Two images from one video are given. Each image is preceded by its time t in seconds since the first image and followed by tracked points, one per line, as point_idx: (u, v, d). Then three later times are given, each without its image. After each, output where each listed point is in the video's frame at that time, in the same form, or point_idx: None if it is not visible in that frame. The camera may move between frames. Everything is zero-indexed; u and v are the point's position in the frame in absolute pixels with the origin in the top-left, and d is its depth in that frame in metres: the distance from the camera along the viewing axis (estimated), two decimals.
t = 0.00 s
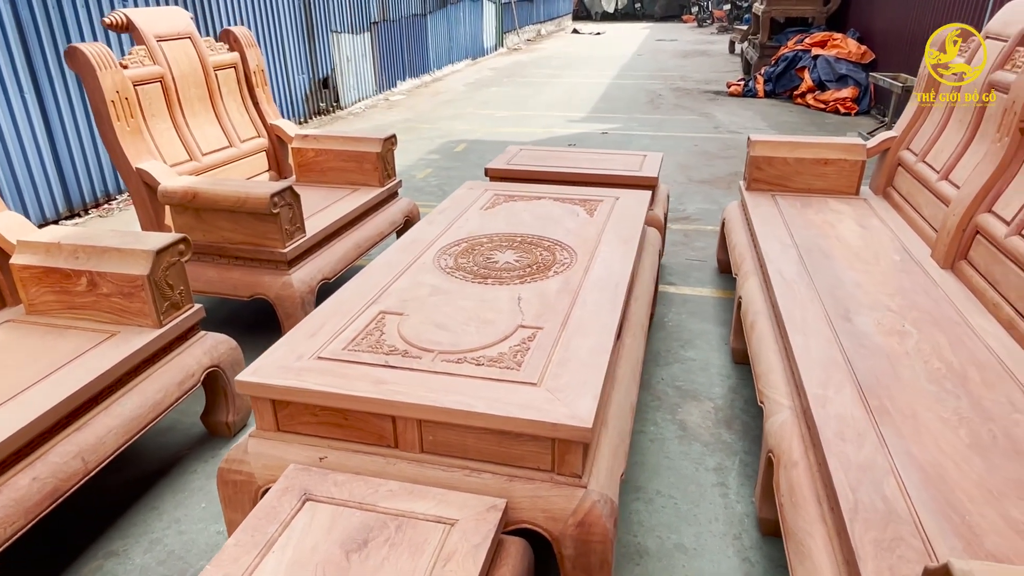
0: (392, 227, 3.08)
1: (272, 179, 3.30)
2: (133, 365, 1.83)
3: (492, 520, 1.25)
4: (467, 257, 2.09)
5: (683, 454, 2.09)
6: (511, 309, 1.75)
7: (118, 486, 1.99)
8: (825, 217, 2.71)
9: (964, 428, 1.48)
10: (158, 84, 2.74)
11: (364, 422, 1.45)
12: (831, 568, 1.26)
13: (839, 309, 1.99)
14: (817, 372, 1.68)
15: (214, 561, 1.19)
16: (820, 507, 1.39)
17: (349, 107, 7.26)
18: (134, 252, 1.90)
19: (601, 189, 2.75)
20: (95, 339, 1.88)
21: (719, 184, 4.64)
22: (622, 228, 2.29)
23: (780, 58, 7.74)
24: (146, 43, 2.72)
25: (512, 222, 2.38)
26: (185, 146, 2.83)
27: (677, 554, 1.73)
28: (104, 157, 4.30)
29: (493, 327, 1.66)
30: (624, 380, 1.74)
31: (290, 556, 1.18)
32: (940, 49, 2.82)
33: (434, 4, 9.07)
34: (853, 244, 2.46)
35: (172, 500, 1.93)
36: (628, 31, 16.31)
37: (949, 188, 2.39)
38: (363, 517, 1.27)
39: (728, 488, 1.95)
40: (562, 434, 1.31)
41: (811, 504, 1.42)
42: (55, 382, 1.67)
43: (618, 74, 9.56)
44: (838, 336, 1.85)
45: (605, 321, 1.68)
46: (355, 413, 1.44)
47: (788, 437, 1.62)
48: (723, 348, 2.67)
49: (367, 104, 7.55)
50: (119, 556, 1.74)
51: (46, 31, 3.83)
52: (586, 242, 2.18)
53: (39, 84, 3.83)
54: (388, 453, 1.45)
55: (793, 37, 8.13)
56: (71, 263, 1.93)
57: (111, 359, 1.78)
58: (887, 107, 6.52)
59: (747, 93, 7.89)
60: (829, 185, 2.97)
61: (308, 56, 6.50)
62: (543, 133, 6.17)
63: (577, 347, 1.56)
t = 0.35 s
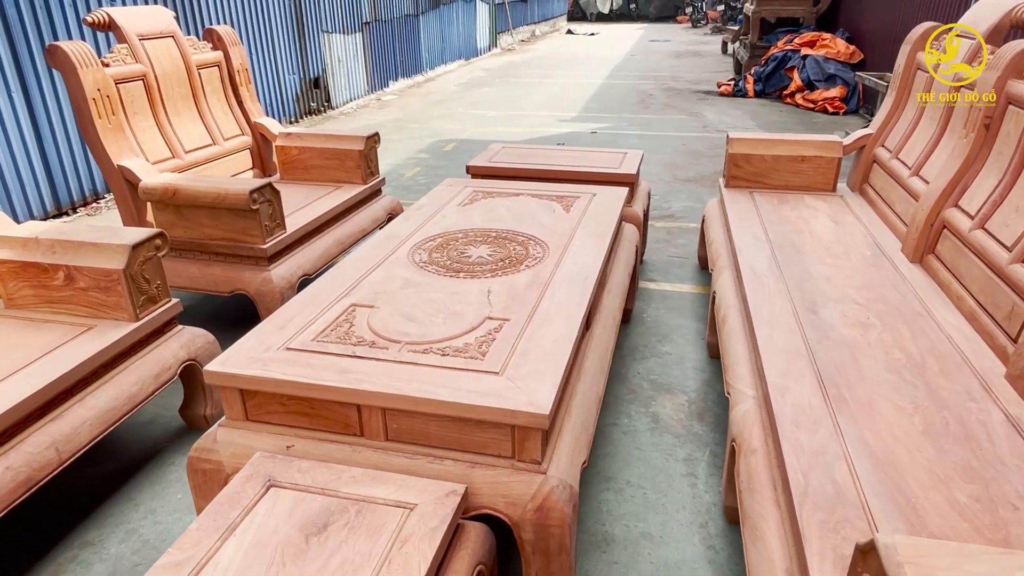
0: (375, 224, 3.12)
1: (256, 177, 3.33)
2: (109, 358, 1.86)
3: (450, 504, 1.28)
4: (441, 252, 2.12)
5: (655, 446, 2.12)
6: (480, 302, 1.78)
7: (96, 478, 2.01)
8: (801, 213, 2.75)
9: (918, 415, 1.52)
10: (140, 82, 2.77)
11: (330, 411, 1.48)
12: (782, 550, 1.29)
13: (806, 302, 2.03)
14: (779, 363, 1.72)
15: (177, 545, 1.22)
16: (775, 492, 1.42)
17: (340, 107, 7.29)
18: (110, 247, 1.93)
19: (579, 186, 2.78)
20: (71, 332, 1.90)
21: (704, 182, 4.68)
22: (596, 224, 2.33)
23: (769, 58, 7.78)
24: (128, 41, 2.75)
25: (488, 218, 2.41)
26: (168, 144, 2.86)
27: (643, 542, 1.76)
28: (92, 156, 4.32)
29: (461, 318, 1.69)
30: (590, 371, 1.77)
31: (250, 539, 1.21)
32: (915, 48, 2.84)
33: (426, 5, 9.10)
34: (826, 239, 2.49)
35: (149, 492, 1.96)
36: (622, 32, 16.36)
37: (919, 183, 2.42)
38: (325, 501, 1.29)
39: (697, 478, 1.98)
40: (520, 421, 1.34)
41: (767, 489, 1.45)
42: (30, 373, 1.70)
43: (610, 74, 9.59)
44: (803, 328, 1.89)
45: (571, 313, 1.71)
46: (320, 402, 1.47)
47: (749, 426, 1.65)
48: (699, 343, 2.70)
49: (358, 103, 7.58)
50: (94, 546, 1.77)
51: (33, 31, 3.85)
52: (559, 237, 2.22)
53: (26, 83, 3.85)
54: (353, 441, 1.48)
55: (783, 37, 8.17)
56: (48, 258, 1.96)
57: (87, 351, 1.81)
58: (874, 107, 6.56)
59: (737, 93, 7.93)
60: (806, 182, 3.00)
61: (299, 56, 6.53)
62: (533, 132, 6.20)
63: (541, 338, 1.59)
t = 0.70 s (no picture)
0: (364, 221, 3.15)
1: (247, 175, 3.35)
2: (98, 351, 1.88)
3: (428, 489, 1.31)
4: (426, 247, 2.16)
5: (637, 437, 2.15)
6: (462, 295, 1.81)
7: (85, 470, 2.04)
8: (784, 209, 2.79)
9: (888, 404, 1.55)
10: (131, 80, 2.80)
11: (313, 400, 1.51)
12: (751, 534, 1.33)
13: (785, 295, 2.06)
14: (755, 354, 1.75)
15: (160, 529, 1.24)
16: (747, 479, 1.46)
17: (334, 107, 7.32)
18: (99, 242, 1.96)
19: (565, 183, 2.82)
20: (61, 326, 1.93)
21: (694, 181, 4.71)
22: (580, 220, 2.36)
23: (762, 58, 7.83)
24: (119, 40, 2.77)
25: (475, 214, 2.45)
26: (158, 141, 2.89)
27: (623, 530, 1.80)
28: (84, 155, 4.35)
29: (443, 311, 1.73)
30: (571, 362, 1.80)
31: (232, 523, 1.24)
32: (895, 46, 2.90)
33: (420, 6, 9.14)
34: (807, 234, 2.53)
35: (138, 484, 1.98)
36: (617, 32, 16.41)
37: (899, 179, 2.46)
38: (305, 487, 1.32)
39: (677, 469, 2.02)
40: (497, 409, 1.37)
41: (740, 476, 1.48)
42: (19, 366, 1.73)
43: (604, 74, 9.63)
44: (781, 320, 1.92)
45: (551, 305, 1.74)
46: (303, 391, 1.50)
47: (725, 415, 1.69)
48: (685, 338, 2.73)
49: (352, 103, 7.61)
50: (83, 536, 1.79)
51: (25, 30, 3.87)
52: (543, 232, 2.25)
53: (19, 83, 3.87)
54: (336, 430, 1.52)
55: (776, 37, 8.21)
56: (38, 253, 1.99)
57: (76, 344, 1.83)
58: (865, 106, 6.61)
59: (729, 93, 7.97)
60: (790, 179, 3.04)
61: (293, 56, 6.55)
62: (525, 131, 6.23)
63: (521, 329, 1.62)
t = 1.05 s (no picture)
0: (359, 219, 3.17)
1: (243, 173, 3.38)
2: (95, 345, 1.91)
3: (419, 478, 1.33)
4: (420, 243, 2.18)
5: (628, 431, 2.18)
6: (455, 289, 1.84)
7: (82, 464, 2.06)
8: (774, 207, 2.82)
9: (871, 394, 1.58)
10: (127, 79, 2.82)
11: (307, 392, 1.54)
12: (736, 520, 1.36)
13: (773, 290, 2.10)
14: (743, 347, 1.78)
15: (156, 516, 1.27)
16: (733, 467, 1.49)
17: (330, 107, 7.34)
18: (95, 239, 1.98)
19: (558, 180, 2.85)
20: (58, 321, 1.95)
21: (687, 180, 4.75)
22: (572, 216, 2.39)
23: (756, 58, 7.88)
24: (115, 39, 2.80)
25: (468, 211, 2.47)
26: (154, 140, 2.91)
27: (613, 521, 1.83)
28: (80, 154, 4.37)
29: (435, 305, 1.75)
30: (561, 355, 1.83)
31: (226, 510, 1.26)
32: (884, 45, 2.94)
33: (417, 6, 9.16)
34: (797, 231, 2.56)
35: (134, 477, 2.01)
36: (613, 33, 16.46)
37: (886, 176, 2.49)
38: (299, 476, 1.35)
39: (667, 461, 2.05)
40: (487, 399, 1.40)
41: (726, 465, 1.51)
42: (17, 359, 1.75)
43: (600, 74, 9.67)
44: (768, 314, 1.95)
45: (542, 299, 1.77)
46: (297, 383, 1.53)
47: (713, 407, 1.72)
48: (676, 334, 2.76)
49: (348, 103, 7.63)
50: (80, 528, 1.82)
51: (22, 30, 3.89)
52: (535, 229, 2.28)
53: (15, 82, 3.89)
54: (329, 421, 1.54)
55: (769, 37, 8.25)
56: (35, 249, 2.01)
57: (73, 338, 1.86)
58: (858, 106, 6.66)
59: (724, 93, 8.01)
60: (781, 177, 3.07)
61: (289, 56, 6.58)
62: (520, 131, 6.26)
63: (512, 322, 1.65)
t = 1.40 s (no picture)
0: (356, 218, 3.18)
1: (239, 172, 3.38)
2: (92, 343, 1.91)
3: (416, 474, 1.34)
4: (416, 241, 2.19)
5: (624, 428, 2.19)
6: (451, 287, 1.85)
7: (78, 463, 2.06)
8: (770, 205, 2.83)
9: (865, 391, 1.59)
10: (123, 78, 2.82)
11: (303, 389, 1.54)
12: (730, 515, 1.36)
13: (768, 288, 2.10)
14: (738, 344, 1.79)
15: (152, 512, 1.27)
16: (728, 463, 1.50)
17: (327, 106, 7.34)
18: (92, 237, 1.98)
19: (554, 179, 2.85)
20: (54, 319, 1.96)
21: (684, 179, 4.76)
22: (568, 214, 2.40)
23: (752, 58, 7.89)
24: (111, 38, 2.80)
25: (464, 209, 2.48)
26: (151, 139, 2.91)
27: (609, 518, 1.83)
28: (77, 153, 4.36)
29: (431, 302, 1.76)
30: (557, 352, 1.83)
31: (223, 506, 1.27)
32: (879, 45, 2.96)
33: (413, 6, 9.17)
34: (792, 229, 2.57)
35: (131, 475, 2.01)
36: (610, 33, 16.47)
37: (881, 174, 2.50)
38: (295, 473, 1.36)
39: (663, 458, 2.05)
40: (482, 395, 1.41)
41: (721, 461, 1.52)
42: (13, 357, 1.76)
43: (596, 74, 9.68)
44: (763, 311, 1.96)
45: (537, 297, 1.78)
46: (294, 380, 1.54)
47: (708, 403, 1.73)
48: (673, 332, 2.77)
49: (345, 103, 7.63)
50: (77, 526, 1.82)
51: (18, 29, 3.89)
52: (531, 227, 2.29)
53: (12, 81, 3.88)
54: (325, 419, 1.55)
55: (766, 37, 8.27)
56: (32, 247, 2.01)
57: (70, 336, 1.86)
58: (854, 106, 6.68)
59: (720, 93, 8.02)
60: (776, 175, 3.08)
61: (286, 56, 6.57)
62: (517, 131, 6.26)
63: (507, 319, 1.66)
